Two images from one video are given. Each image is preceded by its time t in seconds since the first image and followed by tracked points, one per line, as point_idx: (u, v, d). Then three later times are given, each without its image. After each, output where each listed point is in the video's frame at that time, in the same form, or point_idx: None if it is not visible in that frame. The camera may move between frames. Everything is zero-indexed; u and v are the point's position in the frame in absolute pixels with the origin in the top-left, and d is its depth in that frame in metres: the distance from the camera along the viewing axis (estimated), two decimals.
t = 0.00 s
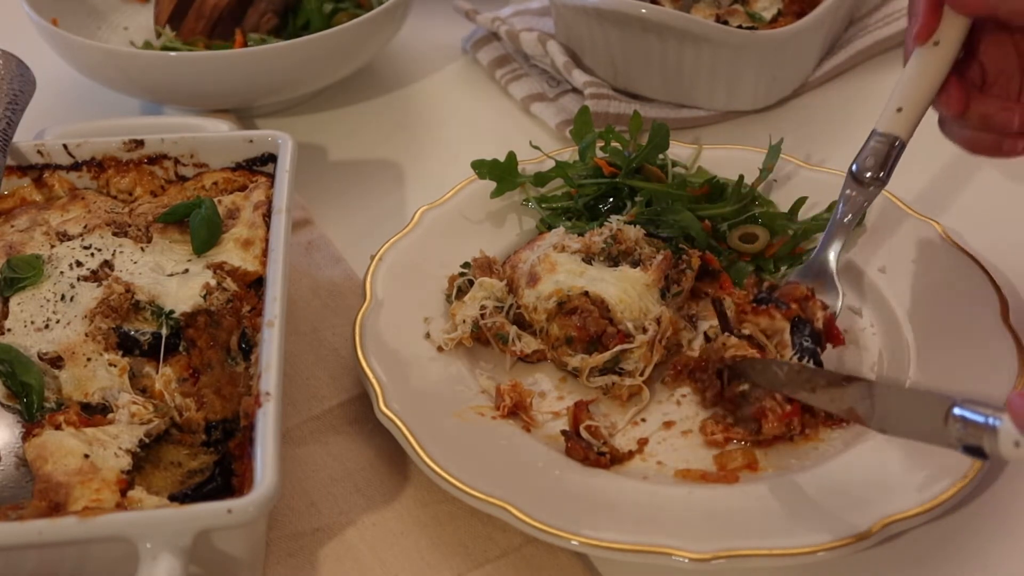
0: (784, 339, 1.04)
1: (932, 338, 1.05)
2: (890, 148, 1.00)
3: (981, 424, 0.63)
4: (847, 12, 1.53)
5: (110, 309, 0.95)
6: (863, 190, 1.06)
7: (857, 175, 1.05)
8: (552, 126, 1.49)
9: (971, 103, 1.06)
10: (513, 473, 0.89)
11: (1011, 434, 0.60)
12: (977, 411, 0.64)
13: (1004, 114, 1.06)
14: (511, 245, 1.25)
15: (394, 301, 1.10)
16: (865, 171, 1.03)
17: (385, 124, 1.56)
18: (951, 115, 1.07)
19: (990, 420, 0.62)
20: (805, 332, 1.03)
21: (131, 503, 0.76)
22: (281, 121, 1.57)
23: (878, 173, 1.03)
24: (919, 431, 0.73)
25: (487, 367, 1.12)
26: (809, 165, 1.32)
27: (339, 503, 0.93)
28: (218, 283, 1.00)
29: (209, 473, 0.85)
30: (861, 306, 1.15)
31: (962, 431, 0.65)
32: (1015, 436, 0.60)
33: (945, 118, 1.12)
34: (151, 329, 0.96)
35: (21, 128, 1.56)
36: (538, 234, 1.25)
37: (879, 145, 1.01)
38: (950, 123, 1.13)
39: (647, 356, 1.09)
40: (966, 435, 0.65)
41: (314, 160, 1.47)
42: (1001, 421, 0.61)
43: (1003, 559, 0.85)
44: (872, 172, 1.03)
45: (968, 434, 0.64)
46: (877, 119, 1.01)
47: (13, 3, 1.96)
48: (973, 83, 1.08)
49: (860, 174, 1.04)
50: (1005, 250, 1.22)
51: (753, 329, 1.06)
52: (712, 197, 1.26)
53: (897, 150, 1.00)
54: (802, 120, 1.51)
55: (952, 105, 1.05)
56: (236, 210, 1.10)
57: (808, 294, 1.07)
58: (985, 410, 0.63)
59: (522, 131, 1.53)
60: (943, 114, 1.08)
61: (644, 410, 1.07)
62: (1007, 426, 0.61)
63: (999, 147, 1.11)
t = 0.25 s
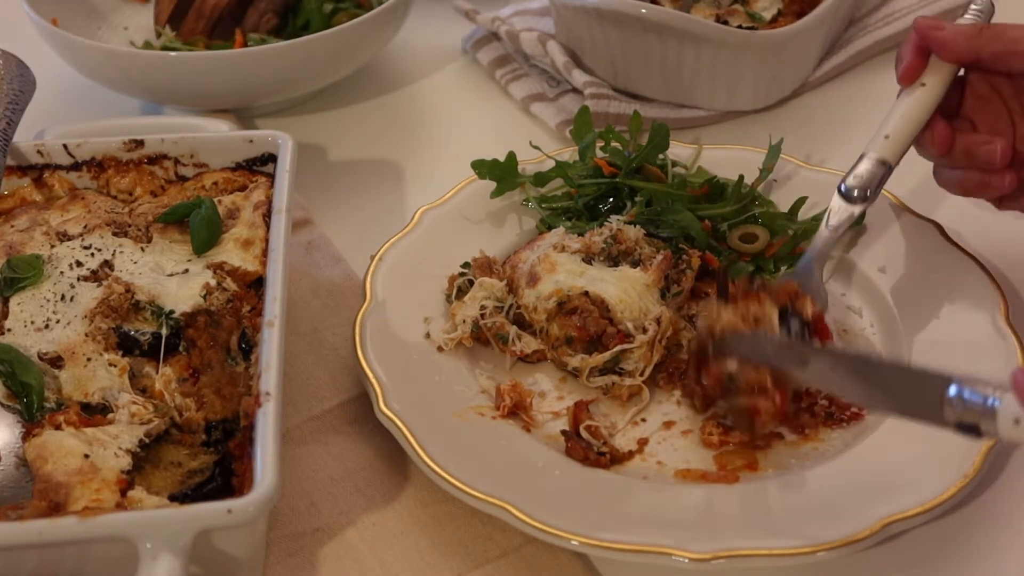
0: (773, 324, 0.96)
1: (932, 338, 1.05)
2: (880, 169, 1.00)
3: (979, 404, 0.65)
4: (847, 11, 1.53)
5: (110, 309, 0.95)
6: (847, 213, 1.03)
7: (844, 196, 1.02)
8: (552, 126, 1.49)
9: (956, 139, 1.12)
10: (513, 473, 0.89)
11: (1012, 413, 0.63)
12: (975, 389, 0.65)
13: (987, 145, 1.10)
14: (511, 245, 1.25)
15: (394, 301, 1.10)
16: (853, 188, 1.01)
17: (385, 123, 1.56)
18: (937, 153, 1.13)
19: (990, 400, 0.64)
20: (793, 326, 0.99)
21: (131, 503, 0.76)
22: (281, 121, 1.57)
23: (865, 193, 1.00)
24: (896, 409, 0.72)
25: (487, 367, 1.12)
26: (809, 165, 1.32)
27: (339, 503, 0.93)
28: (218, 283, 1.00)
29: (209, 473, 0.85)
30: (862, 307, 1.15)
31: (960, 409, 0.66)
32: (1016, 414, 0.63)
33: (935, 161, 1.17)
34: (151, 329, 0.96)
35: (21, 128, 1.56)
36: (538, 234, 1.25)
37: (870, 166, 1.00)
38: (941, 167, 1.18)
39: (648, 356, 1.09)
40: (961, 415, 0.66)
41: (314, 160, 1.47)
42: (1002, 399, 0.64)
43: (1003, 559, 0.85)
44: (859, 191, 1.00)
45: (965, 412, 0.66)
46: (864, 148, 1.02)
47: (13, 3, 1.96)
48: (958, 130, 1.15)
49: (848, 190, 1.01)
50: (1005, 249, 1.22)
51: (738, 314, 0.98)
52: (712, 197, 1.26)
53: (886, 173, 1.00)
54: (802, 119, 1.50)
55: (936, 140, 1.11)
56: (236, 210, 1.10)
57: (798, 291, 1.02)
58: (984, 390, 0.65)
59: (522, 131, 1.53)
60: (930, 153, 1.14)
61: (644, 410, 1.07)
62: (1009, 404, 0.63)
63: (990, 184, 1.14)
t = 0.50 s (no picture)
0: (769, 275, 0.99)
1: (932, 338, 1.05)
2: (885, 138, 1.05)
3: (1001, 357, 0.62)
4: (846, 12, 1.53)
5: (110, 309, 0.95)
6: (847, 178, 1.07)
7: (847, 163, 1.07)
8: (552, 126, 1.49)
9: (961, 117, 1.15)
10: (513, 473, 0.89)
11: None
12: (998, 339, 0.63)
13: (990, 126, 1.13)
14: (511, 245, 1.25)
15: (394, 301, 1.10)
16: (857, 156, 1.06)
17: (385, 124, 1.56)
18: (942, 129, 1.17)
19: (1010, 353, 0.62)
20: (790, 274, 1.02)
21: (131, 503, 0.76)
22: (281, 121, 1.57)
23: (868, 160, 1.06)
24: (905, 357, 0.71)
25: (487, 367, 1.12)
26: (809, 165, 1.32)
27: (339, 503, 0.93)
28: (218, 283, 1.00)
29: (209, 473, 0.85)
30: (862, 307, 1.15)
31: (981, 351, 0.64)
32: None
33: (938, 141, 1.20)
34: (151, 329, 0.96)
35: (21, 129, 1.56)
36: (538, 234, 1.25)
37: (875, 134, 1.05)
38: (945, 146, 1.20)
39: (647, 356, 1.08)
40: (977, 366, 0.64)
41: (314, 160, 1.47)
42: None
43: (1004, 558, 0.85)
44: (862, 157, 1.06)
45: (983, 362, 0.64)
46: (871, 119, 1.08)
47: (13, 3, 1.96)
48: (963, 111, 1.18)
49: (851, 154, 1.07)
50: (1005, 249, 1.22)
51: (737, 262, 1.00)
52: (712, 197, 1.25)
53: (891, 144, 1.05)
54: (803, 120, 1.50)
55: (940, 117, 1.15)
56: (236, 210, 1.10)
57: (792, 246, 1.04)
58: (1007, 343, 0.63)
59: (522, 131, 1.53)
60: (935, 130, 1.18)
61: (644, 410, 1.07)
62: None
63: (989, 166, 1.16)
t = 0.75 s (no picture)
0: (770, 219, 1.01)
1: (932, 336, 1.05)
2: (893, 86, 0.97)
3: (922, 435, 0.62)
4: (847, 12, 1.53)
5: (110, 309, 0.95)
6: (856, 124, 1.02)
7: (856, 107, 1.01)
8: (552, 126, 1.49)
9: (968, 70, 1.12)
10: (513, 473, 0.89)
11: (960, 448, 0.60)
12: (919, 418, 0.63)
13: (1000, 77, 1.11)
14: (511, 245, 1.25)
15: (394, 301, 1.10)
16: (864, 102, 0.99)
17: (385, 124, 1.56)
18: (949, 80, 1.13)
19: (936, 431, 0.61)
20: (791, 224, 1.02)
21: (131, 503, 0.76)
22: (281, 121, 1.57)
23: (875, 108, 0.99)
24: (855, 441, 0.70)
25: (487, 367, 1.12)
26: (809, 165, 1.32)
27: (339, 503, 0.93)
28: (218, 283, 1.00)
29: (209, 473, 0.84)
30: (862, 306, 1.15)
31: (905, 439, 0.63)
32: (965, 451, 0.59)
33: (942, 90, 1.17)
34: (151, 329, 0.96)
35: (21, 128, 1.56)
36: (538, 235, 1.25)
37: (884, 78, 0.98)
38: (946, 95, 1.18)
39: (648, 357, 1.08)
40: (903, 445, 0.63)
41: (314, 160, 1.47)
42: (946, 432, 0.61)
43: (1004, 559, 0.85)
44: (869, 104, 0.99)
45: (905, 441, 0.63)
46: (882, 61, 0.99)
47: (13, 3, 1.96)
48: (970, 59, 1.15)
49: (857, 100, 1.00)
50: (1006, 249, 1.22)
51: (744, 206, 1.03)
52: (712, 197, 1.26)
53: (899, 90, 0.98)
54: (803, 119, 1.51)
55: (949, 67, 1.11)
56: (236, 210, 1.10)
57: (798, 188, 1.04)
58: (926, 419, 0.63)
59: (522, 131, 1.53)
60: (942, 79, 1.14)
61: (644, 410, 1.07)
62: (959, 439, 0.60)
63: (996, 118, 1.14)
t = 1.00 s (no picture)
0: (789, 228, 1.06)
1: (932, 335, 1.05)
2: (896, 61, 1.02)
3: (941, 443, 0.63)
4: (846, 11, 1.53)
5: (110, 309, 0.95)
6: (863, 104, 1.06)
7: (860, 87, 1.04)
8: (552, 126, 1.49)
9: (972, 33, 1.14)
10: (513, 473, 0.89)
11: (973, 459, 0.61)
12: (938, 428, 0.64)
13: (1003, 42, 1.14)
14: (511, 245, 1.25)
15: (394, 301, 1.10)
16: (870, 81, 1.03)
17: (385, 124, 1.56)
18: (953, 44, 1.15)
19: (951, 440, 0.63)
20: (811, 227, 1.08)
21: (131, 503, 0.76)
22: (281, 121, 1.57)
23: (881, 86, 1.03)
24: (887, 452, 0.73)
25: (487, 367, 1.12)
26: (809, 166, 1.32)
27: (339, 503, 0.93)
28: (218, 283, 1.00)
29: (209, 473, 0.84)
30: (862, 306, 1.15)
31: (925, 449, 0.65)
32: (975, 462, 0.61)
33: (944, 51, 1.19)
34: (151, 329, 0.96)
35: (21, 129, 1.56)
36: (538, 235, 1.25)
37: (888, 58, 1.02)
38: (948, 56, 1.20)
39: (647, 357, 1.09)
40: (929, 454, 0.65)
41: (314, 160, 1.47)
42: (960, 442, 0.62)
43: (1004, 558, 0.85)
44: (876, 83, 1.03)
45: (926, 451, 0.65)
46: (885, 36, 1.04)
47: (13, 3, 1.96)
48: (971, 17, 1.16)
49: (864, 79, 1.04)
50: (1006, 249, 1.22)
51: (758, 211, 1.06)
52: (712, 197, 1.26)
53: (903, 67, 1.02)
54: (803, 119, 1.51)
55: (952, 32, 1.13)
56: (236, 210, 1.10)
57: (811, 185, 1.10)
58: (946, 430, 0.64)
59: (522, 131, 1.53)
60: (946, 44, 1.16)
61: (644, 410, 1.07)
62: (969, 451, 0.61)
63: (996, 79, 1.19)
